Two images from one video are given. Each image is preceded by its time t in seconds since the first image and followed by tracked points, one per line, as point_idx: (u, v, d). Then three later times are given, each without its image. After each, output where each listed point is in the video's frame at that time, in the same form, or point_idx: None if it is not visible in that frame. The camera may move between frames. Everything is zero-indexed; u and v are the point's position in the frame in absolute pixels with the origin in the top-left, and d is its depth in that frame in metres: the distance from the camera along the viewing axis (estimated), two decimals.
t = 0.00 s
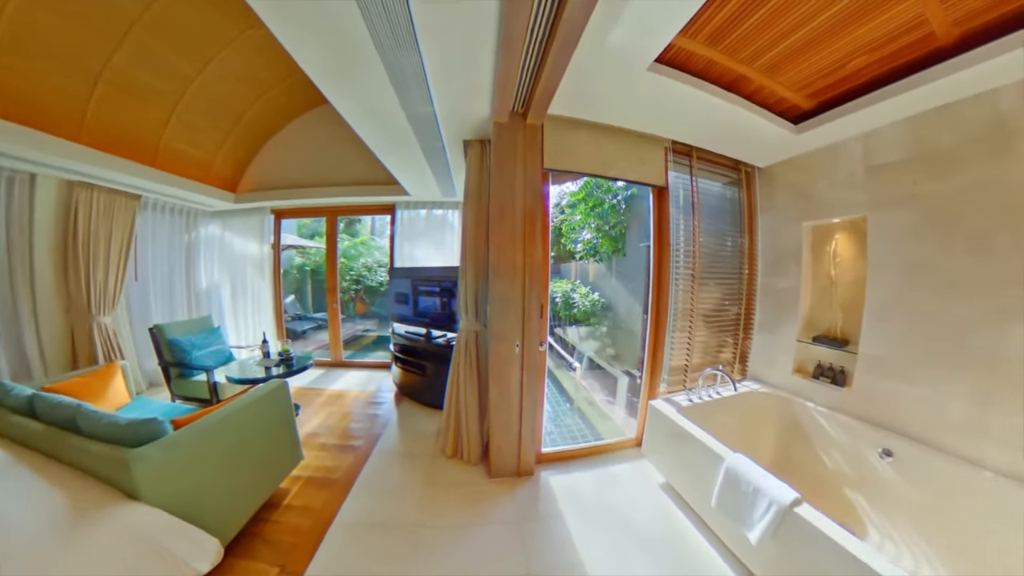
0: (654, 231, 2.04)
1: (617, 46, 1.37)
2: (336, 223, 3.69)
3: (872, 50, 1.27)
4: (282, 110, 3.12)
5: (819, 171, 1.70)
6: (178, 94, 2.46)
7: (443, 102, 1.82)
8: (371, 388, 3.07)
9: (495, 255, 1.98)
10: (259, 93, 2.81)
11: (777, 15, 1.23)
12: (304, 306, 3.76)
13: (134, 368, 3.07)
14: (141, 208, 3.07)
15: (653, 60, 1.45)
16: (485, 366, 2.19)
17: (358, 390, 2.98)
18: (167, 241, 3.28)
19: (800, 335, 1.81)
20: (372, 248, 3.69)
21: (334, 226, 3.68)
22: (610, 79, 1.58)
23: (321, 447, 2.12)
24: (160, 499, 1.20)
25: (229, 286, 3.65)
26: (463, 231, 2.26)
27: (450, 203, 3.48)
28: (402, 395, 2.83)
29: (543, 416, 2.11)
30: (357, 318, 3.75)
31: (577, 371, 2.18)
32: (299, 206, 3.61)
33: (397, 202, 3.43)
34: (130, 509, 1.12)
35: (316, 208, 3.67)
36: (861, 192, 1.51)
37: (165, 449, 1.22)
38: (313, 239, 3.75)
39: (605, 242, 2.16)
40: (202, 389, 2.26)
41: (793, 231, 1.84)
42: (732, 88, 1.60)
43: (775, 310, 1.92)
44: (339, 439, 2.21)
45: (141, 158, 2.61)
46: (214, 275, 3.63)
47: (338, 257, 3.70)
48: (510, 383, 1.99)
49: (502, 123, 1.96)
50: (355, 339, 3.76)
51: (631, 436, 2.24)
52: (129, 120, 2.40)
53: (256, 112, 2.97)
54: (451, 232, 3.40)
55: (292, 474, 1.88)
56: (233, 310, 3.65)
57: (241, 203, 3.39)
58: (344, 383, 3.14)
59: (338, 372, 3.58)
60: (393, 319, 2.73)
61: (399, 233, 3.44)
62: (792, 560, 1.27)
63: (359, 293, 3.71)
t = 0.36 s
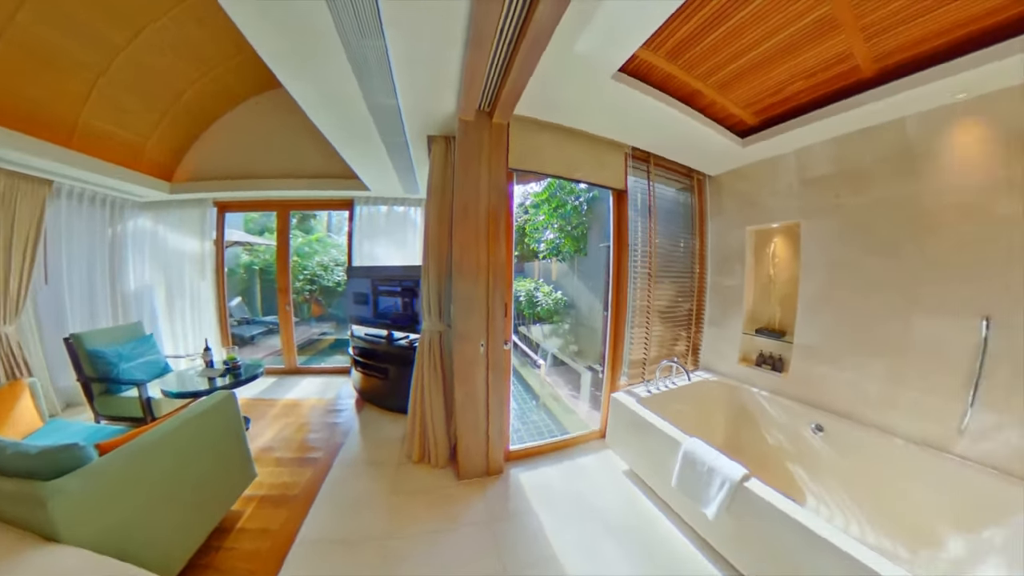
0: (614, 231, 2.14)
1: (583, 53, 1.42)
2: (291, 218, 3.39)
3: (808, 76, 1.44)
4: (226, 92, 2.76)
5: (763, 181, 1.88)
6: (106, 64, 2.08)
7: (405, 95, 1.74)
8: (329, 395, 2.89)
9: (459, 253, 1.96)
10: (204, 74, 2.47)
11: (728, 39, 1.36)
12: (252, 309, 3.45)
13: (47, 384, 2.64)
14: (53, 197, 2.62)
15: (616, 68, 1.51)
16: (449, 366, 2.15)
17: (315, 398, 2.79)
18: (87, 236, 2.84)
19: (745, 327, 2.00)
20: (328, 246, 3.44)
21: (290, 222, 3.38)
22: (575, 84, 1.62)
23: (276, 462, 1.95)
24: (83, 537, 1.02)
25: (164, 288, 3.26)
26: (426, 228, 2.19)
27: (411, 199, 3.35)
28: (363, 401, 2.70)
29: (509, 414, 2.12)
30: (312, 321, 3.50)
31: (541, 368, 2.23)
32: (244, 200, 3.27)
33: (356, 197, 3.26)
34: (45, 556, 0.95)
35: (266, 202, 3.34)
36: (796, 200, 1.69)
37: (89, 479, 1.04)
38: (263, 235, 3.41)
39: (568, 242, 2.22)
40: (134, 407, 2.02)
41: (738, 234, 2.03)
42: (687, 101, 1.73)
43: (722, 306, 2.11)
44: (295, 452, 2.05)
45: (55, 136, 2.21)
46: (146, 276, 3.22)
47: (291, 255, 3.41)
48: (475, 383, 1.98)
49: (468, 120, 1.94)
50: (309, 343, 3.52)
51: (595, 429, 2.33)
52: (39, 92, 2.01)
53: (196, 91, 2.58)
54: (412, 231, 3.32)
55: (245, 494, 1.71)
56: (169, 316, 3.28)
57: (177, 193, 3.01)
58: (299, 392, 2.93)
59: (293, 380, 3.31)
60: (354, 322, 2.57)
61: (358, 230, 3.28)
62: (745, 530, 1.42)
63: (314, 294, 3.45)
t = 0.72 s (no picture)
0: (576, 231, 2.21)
1: (551, 56, 1.44)
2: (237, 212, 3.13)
3: (753, 95, 1.59)
4: (158, 70, 2.39)
5: (712, 188, 2.06)
6: (8, 22, 1.63)
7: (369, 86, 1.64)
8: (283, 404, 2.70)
9: (421, 252, 1.90)
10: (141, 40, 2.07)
11: (686, 55, 1.46)
12: (190, 313, 3.11)
13: None
14: None
15: (580, 74, 1.56)
16: (412, 368, 2.07)
17: (267, 409, 2.57)
18: None
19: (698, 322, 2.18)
20: (278, 244, 3.22)
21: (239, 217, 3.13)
22: (542, 85, 1.65)
23: (227, 483, 1.76)
24: None
25: (84, 290, 2.73)
26: (386, 225, 2.09)
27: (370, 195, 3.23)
28: (321, 409, 2.55)
29: (476, 415, 2.10)
30: (262, 325, 3.27)
31: (507, 366, 2.24)
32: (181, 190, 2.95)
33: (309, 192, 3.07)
34: None
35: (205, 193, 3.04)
36: (741, 206, 1.88)
37: None
38: (202, 230, 3.10)
39: (531, 242, 2.28)
40: (47, 433, 1.81)
41: (689, 235, 2.21)
42: (647, 109, 1.84)
43: (676, 302, 2.29)
44: (248, 470, 1.87)
45: None
46: (57, 278, 2.60)
47: (235, 253, 3.14)
48: (441, 384, 1.94)
49: (433, 115, 1.87)
50: (258, 350, 3.27)
51: (561, 423, 2.40)
52: None
53: (124, 64, 2.17)
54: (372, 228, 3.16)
55: (190, 522, 1.52)
56: (90, 324, 2.76)
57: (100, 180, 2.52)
58: (250, 402, 2.71)
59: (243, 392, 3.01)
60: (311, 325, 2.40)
61: (312, 227, 3.10)
62: (702, 506, 1.55)
63: (263, 297, 3.23)
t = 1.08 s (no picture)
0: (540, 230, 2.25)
1: (518, 56, 1.46)
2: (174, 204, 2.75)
3: (705, 110, 1.73)
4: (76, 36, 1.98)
5: (666, 192, 2.21)
6: None
7: (328, 75, 1.53)
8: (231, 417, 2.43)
9: (380, 251, 1.83)
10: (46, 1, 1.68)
11: (646, 67, 1.56)
12: (116, 321, 2.69)
13: None
14: None
15: (546, 77, 1.59)
16: (373, 372, 1.98)
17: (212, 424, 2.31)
18: None
19: (654, 317, 2.33)
20: (222, 241, 2.90)
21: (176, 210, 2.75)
22: (508, 85, 1.65)
23: (168, 512, 1.55)
24: None
25: None
26: (344, 222, 1.97)
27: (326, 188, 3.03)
28: (275, 421, 2.34)
29: (443, 417, 2.06)
30: (203, 331, 2.91)
31: (472, 366, 2.22)
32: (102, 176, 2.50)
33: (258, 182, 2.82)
34: None
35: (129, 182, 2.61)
36: (693, 210, 2.04)
37: None
38: (131, 224, 2.67)
39: (495, 241, 2.27)
40: None
41: (645, 236, 2.35)
42: (610, 115, 1.92)
43: (634, 299, 2.43)
44: (191, 496, 1.66)
45: None
46: None
47: (172, 250, 2.75)
48: (404, 387, 1.88)
49: (395, 108, 1.79)
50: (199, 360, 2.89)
51: (527, 420, 2.43)
52: None
53: (34, 25, 1.77)
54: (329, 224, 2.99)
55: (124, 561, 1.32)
56: None
57: None
58: (191, 417, 2.41)
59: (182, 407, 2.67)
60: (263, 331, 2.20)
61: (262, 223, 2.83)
62: (661, 488, 1.66)
63: (203, 300, 2.89)
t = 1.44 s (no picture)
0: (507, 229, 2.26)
1: (488, 55, 1.44)
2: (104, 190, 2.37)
3: (667, 118, 1.83)
4: None
5: (629, 195, 2.32)
6: None
7: (287, 62, 1.39)
8: (177, 435, 2.18)
9: (341, 250, 1.73)
10: None
11: (612, 74, 1.63)
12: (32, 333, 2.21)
13: None
14: None
15: (516, 76, 1.59)
16: (336, 377, 1.86)
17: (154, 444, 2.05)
18: None
19: (617, 314, 2.43)
20: (161, 236, 2.57)
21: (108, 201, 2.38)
22: (478, 83, 1.62)
23: (105, 548, 1.34)
24: None
25: None
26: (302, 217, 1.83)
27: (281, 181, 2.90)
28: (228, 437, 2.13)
29: (411, 421, 2.00)
30: (140, 340, 2.56)
31: (439, 368, 2.18)
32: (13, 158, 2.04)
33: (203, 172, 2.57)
34: None
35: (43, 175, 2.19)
36: (654, 213, 2.16)
37: None
38: (50, 216, 2.20)
39: (462, 239, 2.24)
40: None
41: (609, 236, 2.45)
42: (577, 119, 1.98)
43: (598, 297, 2.52)
44: (132, 527, 1.45)
45: None
46: None
47: (101, 248, 2.37)
48: (369, 391, 1.80)
49: (359, 99, 1.68)
50: (136, 372, 2.55)
51: (498, 419, 2.43)
52: None
53: None
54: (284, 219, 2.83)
55: None
56: None
57: None
58: (128, 436, 2.12)
59: (115, 426, 2.33)
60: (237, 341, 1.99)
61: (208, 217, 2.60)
62: (627, 475, 1.76)
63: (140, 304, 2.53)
